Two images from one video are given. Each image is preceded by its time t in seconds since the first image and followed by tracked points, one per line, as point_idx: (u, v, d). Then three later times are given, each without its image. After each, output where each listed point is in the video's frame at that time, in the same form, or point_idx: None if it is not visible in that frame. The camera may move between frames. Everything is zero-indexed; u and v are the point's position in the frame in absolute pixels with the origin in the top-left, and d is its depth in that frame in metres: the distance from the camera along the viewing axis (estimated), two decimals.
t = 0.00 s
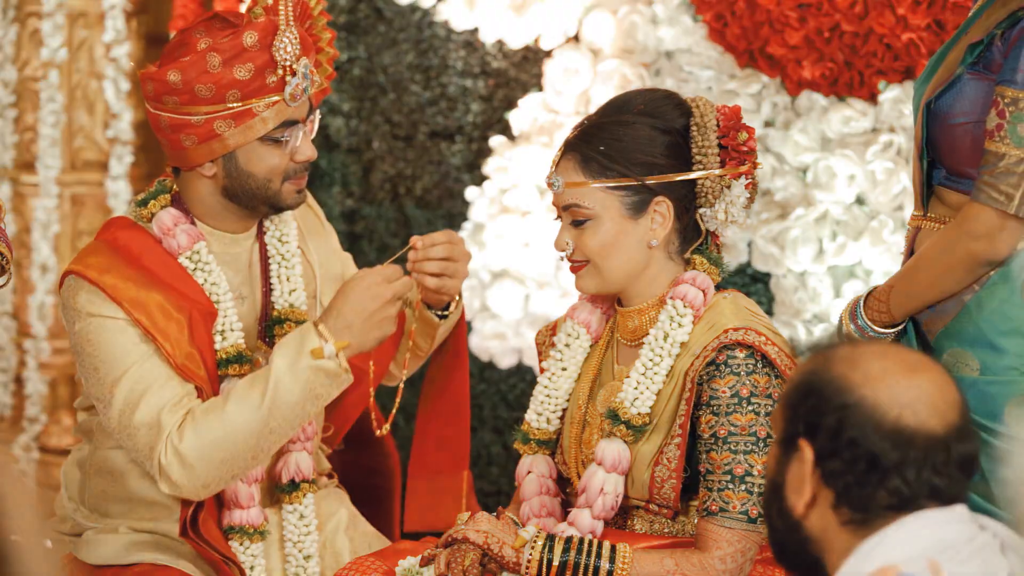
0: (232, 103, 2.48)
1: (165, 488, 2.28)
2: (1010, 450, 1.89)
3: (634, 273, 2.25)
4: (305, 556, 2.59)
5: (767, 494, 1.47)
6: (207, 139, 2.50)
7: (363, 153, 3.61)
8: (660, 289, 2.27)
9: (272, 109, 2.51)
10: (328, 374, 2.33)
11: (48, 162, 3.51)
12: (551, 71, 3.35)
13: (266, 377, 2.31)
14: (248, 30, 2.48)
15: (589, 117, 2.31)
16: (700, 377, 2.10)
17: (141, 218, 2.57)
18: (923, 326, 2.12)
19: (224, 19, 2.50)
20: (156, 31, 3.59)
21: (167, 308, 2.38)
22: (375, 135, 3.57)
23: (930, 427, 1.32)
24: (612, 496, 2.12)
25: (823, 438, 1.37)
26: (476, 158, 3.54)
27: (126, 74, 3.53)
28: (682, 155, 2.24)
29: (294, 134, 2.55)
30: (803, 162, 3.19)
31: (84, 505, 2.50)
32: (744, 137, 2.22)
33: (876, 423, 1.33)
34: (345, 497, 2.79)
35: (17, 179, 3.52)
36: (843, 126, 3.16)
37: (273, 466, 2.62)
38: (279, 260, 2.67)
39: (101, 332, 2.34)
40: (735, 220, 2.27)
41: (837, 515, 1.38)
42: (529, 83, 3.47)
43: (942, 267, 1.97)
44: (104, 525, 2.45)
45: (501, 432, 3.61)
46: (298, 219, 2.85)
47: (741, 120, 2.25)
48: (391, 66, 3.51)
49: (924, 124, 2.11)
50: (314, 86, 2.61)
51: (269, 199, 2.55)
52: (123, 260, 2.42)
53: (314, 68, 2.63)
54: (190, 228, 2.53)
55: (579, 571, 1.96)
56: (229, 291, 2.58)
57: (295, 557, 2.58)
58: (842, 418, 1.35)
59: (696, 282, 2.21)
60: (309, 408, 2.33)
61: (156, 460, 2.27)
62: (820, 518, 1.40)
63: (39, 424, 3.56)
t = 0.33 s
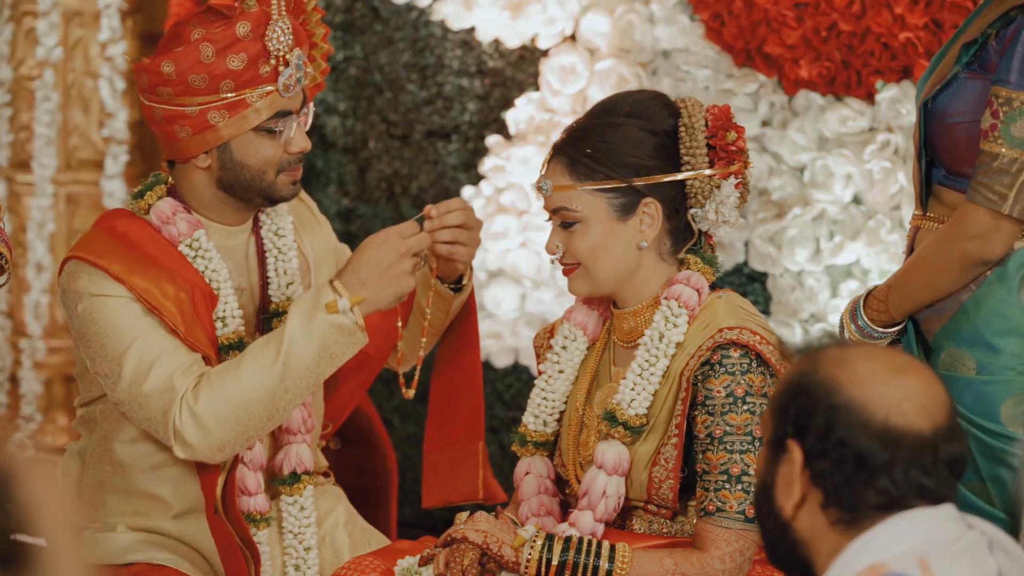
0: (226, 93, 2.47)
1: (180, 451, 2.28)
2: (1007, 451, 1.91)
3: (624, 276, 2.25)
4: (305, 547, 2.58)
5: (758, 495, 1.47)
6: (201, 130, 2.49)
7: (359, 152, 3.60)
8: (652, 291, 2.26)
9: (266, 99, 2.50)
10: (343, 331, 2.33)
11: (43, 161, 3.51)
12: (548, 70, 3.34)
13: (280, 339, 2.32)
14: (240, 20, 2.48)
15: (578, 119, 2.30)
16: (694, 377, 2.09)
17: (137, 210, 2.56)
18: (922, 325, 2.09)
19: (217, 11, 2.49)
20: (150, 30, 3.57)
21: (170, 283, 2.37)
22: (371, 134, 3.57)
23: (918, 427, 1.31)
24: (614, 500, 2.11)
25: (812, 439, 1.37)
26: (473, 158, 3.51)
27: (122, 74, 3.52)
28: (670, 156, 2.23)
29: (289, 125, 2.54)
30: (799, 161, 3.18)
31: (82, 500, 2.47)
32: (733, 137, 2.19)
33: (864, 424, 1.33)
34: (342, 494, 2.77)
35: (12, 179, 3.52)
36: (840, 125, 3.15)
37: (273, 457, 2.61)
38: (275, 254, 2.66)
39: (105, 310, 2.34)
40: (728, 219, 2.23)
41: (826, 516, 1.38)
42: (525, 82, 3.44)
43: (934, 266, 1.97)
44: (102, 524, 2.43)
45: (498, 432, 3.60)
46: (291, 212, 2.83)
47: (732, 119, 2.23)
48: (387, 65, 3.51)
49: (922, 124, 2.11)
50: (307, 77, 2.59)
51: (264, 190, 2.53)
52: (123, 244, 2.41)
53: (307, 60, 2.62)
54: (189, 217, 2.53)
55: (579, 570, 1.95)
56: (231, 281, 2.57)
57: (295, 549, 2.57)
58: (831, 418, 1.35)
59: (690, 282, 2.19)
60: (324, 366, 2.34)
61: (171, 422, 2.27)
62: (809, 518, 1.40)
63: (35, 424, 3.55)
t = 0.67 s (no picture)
0: (222, 90, 2.46)
1: (187, 424, 2.27)
2: (1007, 451, 1.90)
3: (608, 281, 2.24)
4: (302, 543, 2.56)
5: (744, 497, 1.46)
6: (196, 127, 2.48)
7: (355, 152, 3.58)
8: (641, 291, 2.25)
9: (262, 96, 2.49)
10: (354, 307, 2.32)
11: (38, 161, 3.50)
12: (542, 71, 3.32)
13: (289, 313, 2.30)
14: (236, 18, 2.46)
15: (558, 126, 2.29)
16: (684, 377, 2.08)
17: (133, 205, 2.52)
18: (922, 325, 2.08)
19: (214, 9, 2.48)
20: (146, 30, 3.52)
21: (173, 267, 2.37)
22: (367, 134, 3.55)
23: (904, 428, 1.31)
24: (612, 502, 2.10)
25: (798, 442, 1.35)
26: (468, 157, 3.51)
27: (117, 74, 3.50)
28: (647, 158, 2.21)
29: (284, 123, 2.52)
30: (796, 161, 3.18)
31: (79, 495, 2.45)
32: (710, 135, 2.16)
33: (850, 426, 1.32)
34: (338, 494, 2.76)
35: (7, 179, 3.50)
36: (836, 125, 3.14)
37: (270, 453, 2.59)
38: (271, 251, 2.64)
39: (104, 296, 2.33)
40: (714, 217, 2.19)
41: (814, 518, 1.37)
42: (521, 82, 3.44)
43: (931, 266, 1.96)
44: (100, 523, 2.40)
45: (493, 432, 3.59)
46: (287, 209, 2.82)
47: (710, 117, 2.19)
48: (382, 65, 3.49)
49: (921, 123, 2.09)
50: (303, 75, 2.58)
51: (259, 188, 2.52)
52: (122, 234, 2.40)
53: (303, 57, 2.61)
54: (187, 210, 2.51)
55: (574, 571, 1.94)
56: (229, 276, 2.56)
57: (292, 545, 2.55)
58: (816, 421, 1.34)
59: (679, 281, 2.18)
60: (334, 342, 2.32)
61: (178, 396, 2.25)
62: (797, 521, 1.38)
63: (30, 424, 3.53)
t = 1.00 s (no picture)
0: (235, 101, 2.47)
1: (205, 416, 2.27)
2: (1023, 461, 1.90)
3: (605, 299, 2.23)
4: (313, 553, 2.56)
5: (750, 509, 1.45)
6: (209, 137, 2.49)
7: (365, 161, 3.59)
8: (641, 304, 2.24)
9: (274, 107, 2.49)
10: (375, 303, 2.33)
11: (49, 171, 3.52)
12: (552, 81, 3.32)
13: (310, 308, 2.31)
14: (250, 29, 2.48)
15: (541, 151, 2.30)
16: (687, 386, 2.08)
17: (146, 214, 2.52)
18: (936, 338, 2.08)
19: (228, 20, 2.51)
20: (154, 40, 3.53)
21: (188, 269, 2.39)
22: (376, 144, 3.56)
23: (909, 440, 1.31)
24: (625, 515, 2.09)
25: (803, 455, 1.35)
26: (478, 167, 3.52)
27: (127, 84, 3.52)
28: (631, 174, 2.21)
29: (296, 134, 2.53)
30: (807, 171, 3.18)
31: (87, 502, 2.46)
32: (692, 145, 2.16)
33: (855, 437, 1.32)
34: (349, 504, 2.76)
35: (17, 189, 3.52)
36: (846, 135, 3.14)
37: (281, 461, 2.59)
38: (283, 261, 2.64)
39: (118, 298, 2.33)
40: (706, 225, 2.19)
41: (820, 531, 1.36)
42: (531, 92, 3.45)
43: (947, 278, 1.96)
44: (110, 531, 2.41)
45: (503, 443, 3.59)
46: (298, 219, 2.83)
47: (693, 125, 2.20)
48: (392, 75, 3.50)
49: (934, 133, 2.09)
50: (316, 87, 2.60)
51: (270, 200, 2.53)
52: (135, 240, 2.41)
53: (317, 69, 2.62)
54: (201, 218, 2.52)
55: None
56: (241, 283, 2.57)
57: (303, 555, 2.55)
58: (822, 433, 1.34)
59: (679, 290, 2.18)
60: (354, 338, 2.33)
61: (197, 389, 2.26)
62: (803, 534, 1.37)
63: (40, 434, 3.54)
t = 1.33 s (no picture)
0: (232, 103, 2.46)
1: (208, 411, 2.27)
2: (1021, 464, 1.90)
3: (587, 309, 2.22)
4: (308, 556, 2.55)
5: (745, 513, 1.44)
6: (207, 139, 2.48)
7: (360, 165, 3.60)
8: (625, 310, 2.23)
9: (272, 110, 2.49)
10: (382, 301, 2.33)
11: (44, 174, 3.52)
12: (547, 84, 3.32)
13: (316, 305, 2.31)
14: (248, 31, 2.47)
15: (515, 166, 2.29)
16: (674, 388, 2.07)
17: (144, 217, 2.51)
18: (933, 340, 2.08)
19: (226, 23, 2.50)
20: (151, 42, 3.57)
21: (188, 269, 2.39)
22: (372, 147, 3.56)
23: (905, 444, 1.30)
24: (622, 519, 2.08)
25: (798, 459, 1.35)
26: (474, 170, 3.52)
27: (122, 87, 3.51)
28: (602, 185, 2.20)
29: (294, 137, 2.53)
30: (802, 174, 3.17)
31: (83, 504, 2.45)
32: (661, 150, 2.16)
33: (851, 442, 1.31)
34: (344, 507, 2.76)
35: (13, 192, 3.52)
36: (842, 138, 3.13)
37: (277, 465, 2.58)
38: (280, 264, 2.64)
39: (116, 298, 2.32)
40: (683, 228, 2.17)
41: (815, 535, 1.36)
42: (526, 95, 3.45)
43: (951, 280, 1.94)
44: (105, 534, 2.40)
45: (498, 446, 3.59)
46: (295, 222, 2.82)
47: (663, 130, 2.19)
48: (387, 78, 3.50)
49: (930, 136, 2.09)
50: (314, 90, 2.59)
51: (267, 203, 2.52)
52: (133, 241, 2.40)
53: (315, 71, 2.61)
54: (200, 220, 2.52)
55: None
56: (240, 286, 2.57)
57: (299, 558, 2.54)
58: (817, 438, 1.33)
59: (662, 294, 2.17)
60: (359, 335, 2.32)
61: (200, 385, 2.25)
62: (797, 538, 1.37)
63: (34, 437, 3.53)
